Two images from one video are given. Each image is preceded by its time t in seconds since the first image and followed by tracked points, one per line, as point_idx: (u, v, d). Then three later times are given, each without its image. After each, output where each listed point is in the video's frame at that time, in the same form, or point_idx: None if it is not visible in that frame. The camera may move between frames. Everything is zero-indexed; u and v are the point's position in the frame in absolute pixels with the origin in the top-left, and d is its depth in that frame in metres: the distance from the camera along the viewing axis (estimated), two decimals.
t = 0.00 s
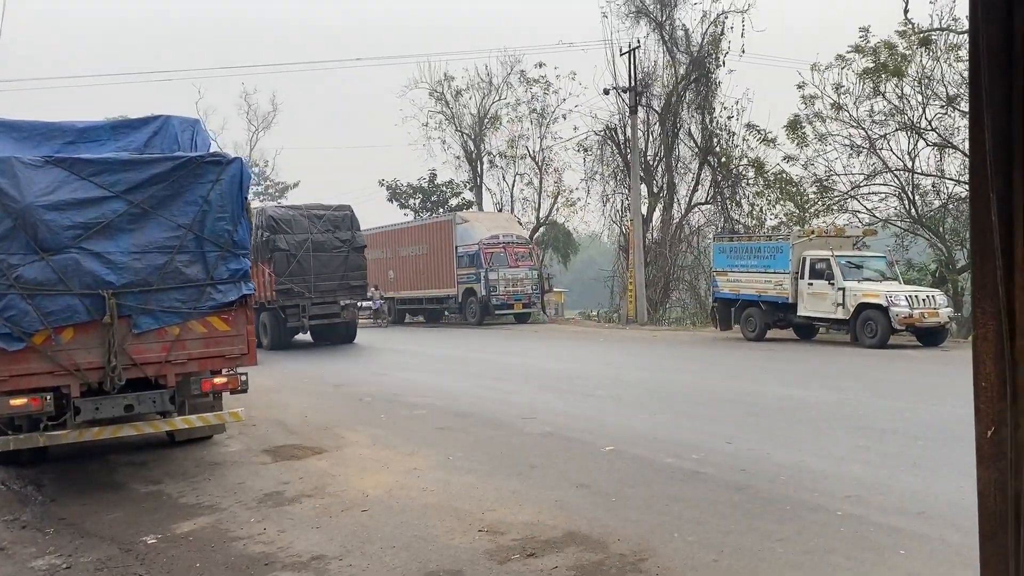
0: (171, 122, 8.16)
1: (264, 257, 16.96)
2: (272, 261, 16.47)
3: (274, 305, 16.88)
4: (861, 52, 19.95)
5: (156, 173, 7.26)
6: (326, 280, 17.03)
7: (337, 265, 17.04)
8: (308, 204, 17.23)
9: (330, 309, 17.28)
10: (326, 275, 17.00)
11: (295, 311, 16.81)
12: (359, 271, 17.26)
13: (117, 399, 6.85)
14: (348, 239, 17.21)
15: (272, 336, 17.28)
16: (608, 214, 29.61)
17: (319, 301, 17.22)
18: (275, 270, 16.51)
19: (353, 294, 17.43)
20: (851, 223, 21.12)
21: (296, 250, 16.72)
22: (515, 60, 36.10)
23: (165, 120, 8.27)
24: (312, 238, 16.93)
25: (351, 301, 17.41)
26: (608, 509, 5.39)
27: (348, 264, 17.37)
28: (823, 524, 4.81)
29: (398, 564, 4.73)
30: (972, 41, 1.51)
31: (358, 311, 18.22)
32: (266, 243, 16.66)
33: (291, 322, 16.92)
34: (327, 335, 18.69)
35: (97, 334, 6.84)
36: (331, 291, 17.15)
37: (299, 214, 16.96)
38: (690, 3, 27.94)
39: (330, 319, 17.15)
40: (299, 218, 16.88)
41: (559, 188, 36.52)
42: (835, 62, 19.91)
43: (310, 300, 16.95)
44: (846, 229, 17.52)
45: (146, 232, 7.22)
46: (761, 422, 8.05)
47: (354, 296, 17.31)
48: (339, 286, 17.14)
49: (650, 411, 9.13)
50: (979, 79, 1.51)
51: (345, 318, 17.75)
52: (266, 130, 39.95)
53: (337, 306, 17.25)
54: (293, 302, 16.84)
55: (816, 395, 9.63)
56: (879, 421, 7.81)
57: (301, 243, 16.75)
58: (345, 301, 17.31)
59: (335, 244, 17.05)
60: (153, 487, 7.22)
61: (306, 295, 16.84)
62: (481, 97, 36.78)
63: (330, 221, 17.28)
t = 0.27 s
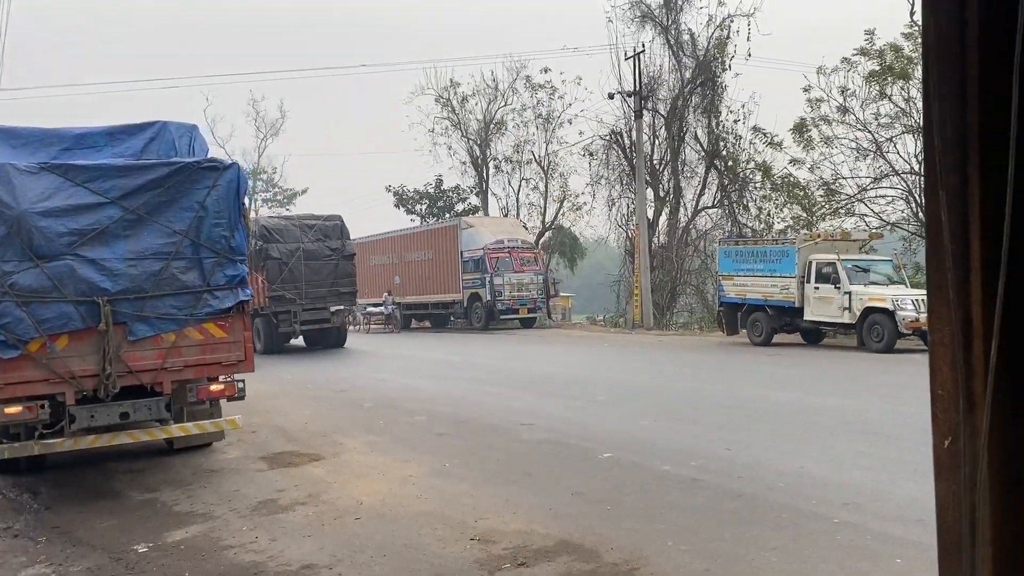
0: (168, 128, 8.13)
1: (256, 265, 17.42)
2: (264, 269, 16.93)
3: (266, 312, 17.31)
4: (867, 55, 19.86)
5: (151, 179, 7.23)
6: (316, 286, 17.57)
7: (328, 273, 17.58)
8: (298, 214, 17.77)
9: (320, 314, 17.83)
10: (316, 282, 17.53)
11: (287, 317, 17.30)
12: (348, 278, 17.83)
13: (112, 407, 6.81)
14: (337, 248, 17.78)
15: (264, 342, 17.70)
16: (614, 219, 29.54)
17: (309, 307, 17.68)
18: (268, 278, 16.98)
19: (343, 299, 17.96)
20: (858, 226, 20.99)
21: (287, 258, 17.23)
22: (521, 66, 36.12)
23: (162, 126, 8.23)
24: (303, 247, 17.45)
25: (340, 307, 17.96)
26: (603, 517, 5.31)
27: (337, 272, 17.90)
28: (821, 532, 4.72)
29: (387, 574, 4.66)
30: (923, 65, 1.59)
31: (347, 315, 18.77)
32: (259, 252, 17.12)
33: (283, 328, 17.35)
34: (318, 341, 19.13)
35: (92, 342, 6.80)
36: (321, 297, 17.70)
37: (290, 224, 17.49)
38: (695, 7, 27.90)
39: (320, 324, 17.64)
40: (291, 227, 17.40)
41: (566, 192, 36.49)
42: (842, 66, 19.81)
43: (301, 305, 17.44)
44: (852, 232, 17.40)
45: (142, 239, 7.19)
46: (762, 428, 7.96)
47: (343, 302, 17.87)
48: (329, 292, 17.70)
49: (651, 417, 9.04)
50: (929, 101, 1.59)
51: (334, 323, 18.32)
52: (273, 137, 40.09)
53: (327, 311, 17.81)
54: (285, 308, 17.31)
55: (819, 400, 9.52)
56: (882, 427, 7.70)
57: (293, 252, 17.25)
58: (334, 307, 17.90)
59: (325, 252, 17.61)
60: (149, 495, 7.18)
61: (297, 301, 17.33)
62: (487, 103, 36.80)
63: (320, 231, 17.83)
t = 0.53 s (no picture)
0: (170, 136, 8.14)
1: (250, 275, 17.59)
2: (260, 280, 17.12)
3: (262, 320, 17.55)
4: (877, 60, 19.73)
5: (153, 188, 7.24)
6: (311, 296, 17.82)
7: (322, 283, 17.83)
8: (292, 226, 17.91)
9: (314, 323, 18.11)
10: (311, 291, 17.79)
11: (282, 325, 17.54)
12: (342, 287, 18.12)
13: (112, 417, 6.79)
14: (332, 259, 18.02)
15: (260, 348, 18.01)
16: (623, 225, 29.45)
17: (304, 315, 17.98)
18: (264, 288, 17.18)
19: (337, 308, 18.26)
20: (868, 233, 20.82)
21: (283, 269, 17.43)
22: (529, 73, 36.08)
23: (165, 134, 8.25)
24: (298, 258, 17.66)
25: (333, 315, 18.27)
26: (602, 527, 5.24)
27: (331, 281, 18.16)
28: (823, 543, 4.63)
29: None
30: (893, 149, 2.42)
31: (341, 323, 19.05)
32: (255, 263, 17.27)
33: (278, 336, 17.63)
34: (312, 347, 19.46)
35: (92, 351, 6.79)
36: (315, 306, 17.97)
37: (286, 236, 17.63)
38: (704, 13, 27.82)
39: (315, 332, 17.96)
40: (286, 239, 17.56)
41: (575, 200, 36.42)
42: (851, 71, 19.69)
43: (296, 314, 17.73)
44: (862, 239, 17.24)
45: (143, 247, 7.18)
46: (767, 436, 7.86)
47: (337, 310, 18.17)
48: (323, 301, 17.98)
49: (654, 426, 8.94)
50: (898, 172, 2.41)
51: (328, 330, 18.62)
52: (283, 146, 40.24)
53: (321, 319, 18.11)
54: (280, 317, 17.58)
55: (827, 408, 9.40)
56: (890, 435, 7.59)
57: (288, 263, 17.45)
58: (329, 316, 18.20)
59: (320, 263, 17.84)
60: (149, 505, 7.15)
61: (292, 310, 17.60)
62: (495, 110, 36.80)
63: (314, 242, 18.04)
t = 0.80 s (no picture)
0: (178, 144, 8.19)
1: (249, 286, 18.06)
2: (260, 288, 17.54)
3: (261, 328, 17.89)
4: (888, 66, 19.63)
5: (160, 196, 7.27)
6: (309, 305, 18.33)
7: (320, 292, 18.37)
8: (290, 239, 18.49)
9: (312, 331, 18.58)
10: (309, 300, 18.29)
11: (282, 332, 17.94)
12: (340, 296, 18.65)
13: (120, 426, 6.80)
14: (329, 269, 18.59)
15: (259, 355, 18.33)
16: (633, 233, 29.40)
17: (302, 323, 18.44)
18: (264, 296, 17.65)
19: (334, 316, 18.77)
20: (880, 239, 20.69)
21: (282, 279, 17.94)
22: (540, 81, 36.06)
23: (173, 142, 8.30)
24: (297, 269, 18.20)
25: (330, 323, 18.77)
26: (607, 536, 5.21)
27: (328, 291, 18.68)
28: (829, 553, 4.58)
29: None
30: (876, 154, 2.40)
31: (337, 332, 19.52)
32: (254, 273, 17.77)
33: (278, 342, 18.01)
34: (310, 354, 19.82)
35: (100, 360, 6.82)
36: (313, 315, 18.47)
37: (284, 248, 18.20)
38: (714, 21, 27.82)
39: (313, 339, 18.41)
40: (285, 251, 18.14)
41: (585, 207, 36.39)
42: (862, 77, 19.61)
43: (295, 321, 18.19)
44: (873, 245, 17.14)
45: (151, 255, 7.21)
46: (775, 445, 7.80)
47: (334, 319, 18.68)
48: (321, 310, 18.49)
49: (662, 434, 8.90)
50: (882, 176, 2.39)
51: (326, 339, 19.09)
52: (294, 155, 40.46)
53: (319, 327, 18.58)
54: (279, 325, 18.02)
55: (837, 416, 9.33)
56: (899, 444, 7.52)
57: (287, 273, 17.98)
58: (327, 324, 18.70)
59: (318, 273, 18.40)
60: (155, 513, 7.17)
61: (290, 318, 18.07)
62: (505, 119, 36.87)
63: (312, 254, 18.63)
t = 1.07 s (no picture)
0: (190, 152, 8.23)
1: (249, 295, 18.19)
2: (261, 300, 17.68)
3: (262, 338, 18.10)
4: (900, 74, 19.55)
5: (172, 204, 7.31)
6: (308, 315, 18.59)
7: (320, 302, 18.60)
8: (290, 250, 18.52)
9: (311, 339, 18.84)
10: (309, 311, 18.53)
11: (283, 341, 18.23)
12: (338, 307, 18.91)
13: (131, 434, 6.82)
14: (328, 280, 18.79)
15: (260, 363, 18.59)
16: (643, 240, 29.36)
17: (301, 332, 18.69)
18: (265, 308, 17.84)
19: (332, 325, 19.04)
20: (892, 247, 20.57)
21: (282, 290, 18.12)
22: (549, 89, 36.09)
23: (185, 150, 8.35)
24: (296, 280, 18.38)
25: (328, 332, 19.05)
26: (616, 545, 5.17)
27: (327, 301, 18.90)
28: (842, 562, 4.53)
29: None
30: (885, 158, 2.39)
31: (336, 339, 19.84)
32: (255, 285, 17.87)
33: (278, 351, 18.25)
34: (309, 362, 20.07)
35: (112, 367, 6.85)
36: (312, 324, 18.73)
37: (284, 258, 18.28)
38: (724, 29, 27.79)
39: (312, 348, 18.69)
40: (285, 262, 18.23)
41: (595, 215, 36.36)
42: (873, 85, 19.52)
43: (295, 331, 18.43)
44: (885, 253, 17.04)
45: (163, 263, 7.25)
46: (787, 453, 7.74)
47: (333, 328, 18.96)
48: (320, 319, 18.75)
49: (673, 442, 8.85)
50: (893, 181, 2.38)
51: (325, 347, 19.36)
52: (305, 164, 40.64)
53: (318, 336, 18.85)
54: (279, 334, 18.26)
55: (849, 424, 9.26)
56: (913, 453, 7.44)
57: (287, 284, 18.14)
58: (326, 333, 18.97)
59: (317, 284, 18.60)
60: (166, 521, 7.18)
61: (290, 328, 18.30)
62: (515, 127, 36.92)
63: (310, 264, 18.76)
